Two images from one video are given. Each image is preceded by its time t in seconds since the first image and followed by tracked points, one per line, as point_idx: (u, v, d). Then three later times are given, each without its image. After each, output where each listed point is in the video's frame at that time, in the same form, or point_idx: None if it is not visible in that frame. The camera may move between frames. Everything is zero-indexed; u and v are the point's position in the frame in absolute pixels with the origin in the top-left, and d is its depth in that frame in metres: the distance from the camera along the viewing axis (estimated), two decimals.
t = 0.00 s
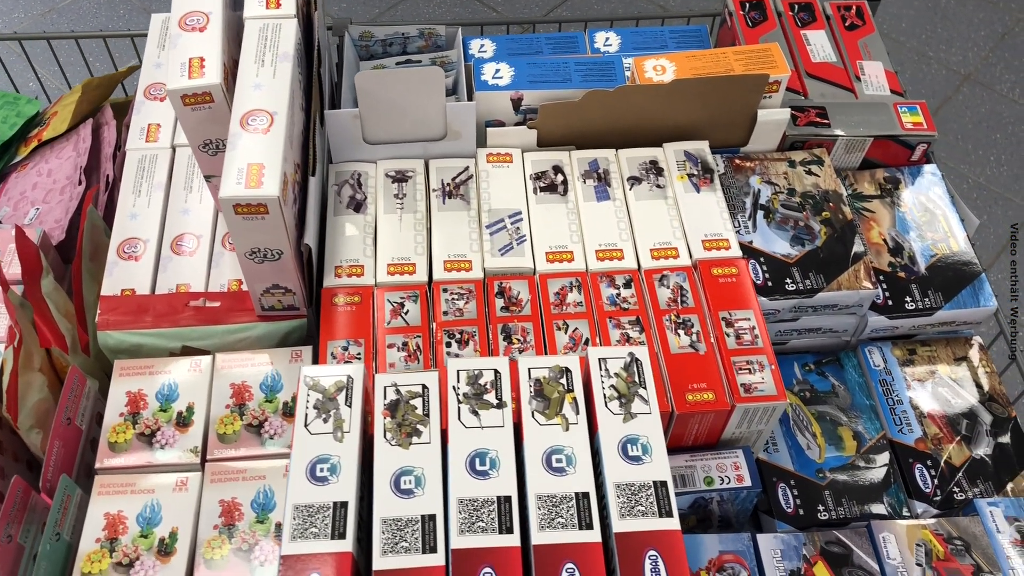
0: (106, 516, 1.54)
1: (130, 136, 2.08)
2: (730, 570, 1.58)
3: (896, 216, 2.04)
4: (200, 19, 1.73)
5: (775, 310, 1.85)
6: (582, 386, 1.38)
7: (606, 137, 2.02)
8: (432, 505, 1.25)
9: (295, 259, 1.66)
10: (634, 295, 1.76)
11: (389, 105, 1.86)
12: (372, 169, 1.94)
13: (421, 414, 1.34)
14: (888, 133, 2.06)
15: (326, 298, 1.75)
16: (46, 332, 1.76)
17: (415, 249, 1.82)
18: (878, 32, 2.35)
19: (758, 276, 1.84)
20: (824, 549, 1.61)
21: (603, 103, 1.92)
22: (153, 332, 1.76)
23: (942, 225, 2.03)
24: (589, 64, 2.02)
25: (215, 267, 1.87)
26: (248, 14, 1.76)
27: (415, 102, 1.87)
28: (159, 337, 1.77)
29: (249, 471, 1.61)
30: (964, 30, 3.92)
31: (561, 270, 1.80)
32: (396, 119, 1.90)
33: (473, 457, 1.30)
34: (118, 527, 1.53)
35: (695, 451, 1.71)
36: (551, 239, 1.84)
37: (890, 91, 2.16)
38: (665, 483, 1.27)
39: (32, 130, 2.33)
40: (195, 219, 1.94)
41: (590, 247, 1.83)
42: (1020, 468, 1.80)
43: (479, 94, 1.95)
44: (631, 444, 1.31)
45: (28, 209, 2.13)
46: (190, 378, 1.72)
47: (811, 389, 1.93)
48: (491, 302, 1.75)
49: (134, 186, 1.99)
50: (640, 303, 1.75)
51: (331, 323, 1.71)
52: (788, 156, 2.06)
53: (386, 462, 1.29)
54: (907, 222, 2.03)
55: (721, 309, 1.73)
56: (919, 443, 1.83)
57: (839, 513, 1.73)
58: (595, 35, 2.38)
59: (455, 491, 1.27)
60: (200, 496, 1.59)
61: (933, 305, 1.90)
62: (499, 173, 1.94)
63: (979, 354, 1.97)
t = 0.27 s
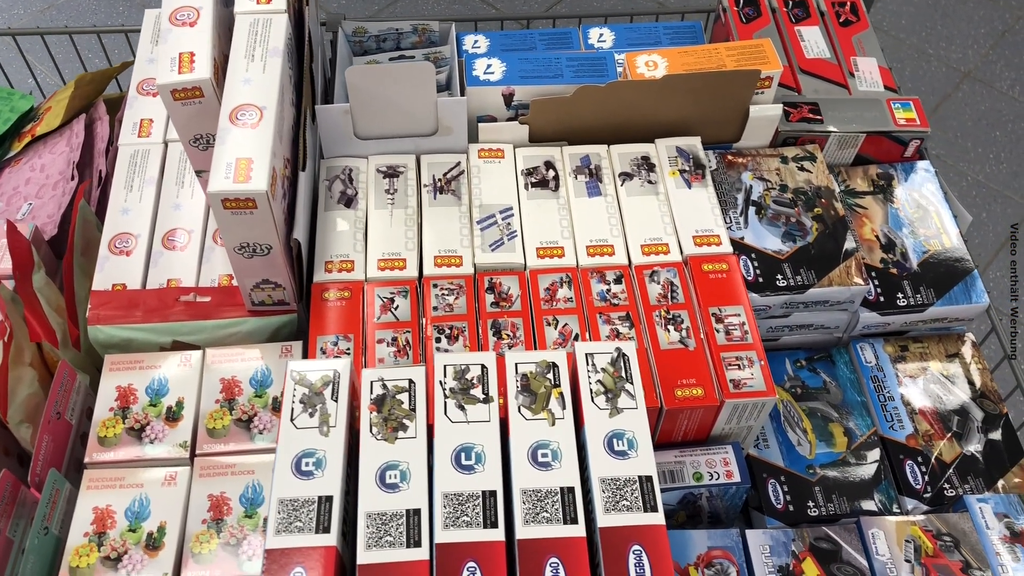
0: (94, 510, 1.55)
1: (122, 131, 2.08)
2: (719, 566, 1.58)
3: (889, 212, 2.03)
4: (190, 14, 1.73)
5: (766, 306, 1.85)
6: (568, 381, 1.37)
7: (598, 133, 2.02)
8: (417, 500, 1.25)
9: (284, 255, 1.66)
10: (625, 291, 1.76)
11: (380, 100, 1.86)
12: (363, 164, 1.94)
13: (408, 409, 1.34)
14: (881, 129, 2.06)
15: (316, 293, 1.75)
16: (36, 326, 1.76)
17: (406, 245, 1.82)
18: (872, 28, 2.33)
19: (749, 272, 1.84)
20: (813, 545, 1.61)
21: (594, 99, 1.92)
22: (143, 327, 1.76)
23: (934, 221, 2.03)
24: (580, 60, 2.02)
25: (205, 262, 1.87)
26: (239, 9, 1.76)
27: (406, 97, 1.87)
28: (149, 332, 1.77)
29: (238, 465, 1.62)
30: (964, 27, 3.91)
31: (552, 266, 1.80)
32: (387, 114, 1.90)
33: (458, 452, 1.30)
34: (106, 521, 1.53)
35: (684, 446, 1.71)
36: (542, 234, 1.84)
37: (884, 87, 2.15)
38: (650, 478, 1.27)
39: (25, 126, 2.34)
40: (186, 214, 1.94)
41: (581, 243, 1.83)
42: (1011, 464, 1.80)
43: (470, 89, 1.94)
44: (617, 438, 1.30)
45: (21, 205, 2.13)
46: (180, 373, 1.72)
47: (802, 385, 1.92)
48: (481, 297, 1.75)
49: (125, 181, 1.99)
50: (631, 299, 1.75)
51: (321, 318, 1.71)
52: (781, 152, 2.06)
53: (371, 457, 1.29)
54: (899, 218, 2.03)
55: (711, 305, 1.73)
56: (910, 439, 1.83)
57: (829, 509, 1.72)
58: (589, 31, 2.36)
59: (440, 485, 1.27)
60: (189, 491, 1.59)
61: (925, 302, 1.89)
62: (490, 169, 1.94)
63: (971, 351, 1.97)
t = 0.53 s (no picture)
0: (89, 502, 1.55)
1: (120, 124, 2.09)
2: (713, 561, 1.57)
3: (887, 208, 2.03)
4: (187, 7, 1.73)
5: (763, 301, 1.84)
6: (562, 374, 1.37)
7: (596, 127, 2.02)
8: (409, 492, 1.25)
9: (279, 247, 1.66)
10: (621, 285, 1.76)
11: (377, 93, 1.86)
12: (360, 158, 1.93)
13: (401, 401, 1.34)
14: (879, 124, 2.05)
15: (311, 286, 1.75)
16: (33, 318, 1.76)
17: (402, 238, 1.81)
18: (872, 23, 2.31)
19: (746, 267, 1.83)
20: (807, 540, 1.61)
21: (592, 93, 1.92)
22: (139, 320, 1.76)
23: (933, 216, 2.02)
24: (578, 53, 2.02)
25: (202, 254, 1.87)
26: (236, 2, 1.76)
27: (403, 91, 1.86)
28: (145, 325, 1.77)
29: (233, 458, 1.62)
30: (969, 24, 3.89)
31: (548, 260, 1.79)
32: (385, 107, 1.90)
33: (451, 444, 1.29)
34: (101, 513, 1.54)
35: (680, 441, 1.71)
36: (538, 228, 1.83)
37: (883, 82, 2.14)
38: (642, 471, 1.26)
39: (25, 120, 2.34)
40: (183, 207, 1.94)
41: (578, 237, 1.83)
42: (1008, 461, 1.80)
43: (468, 82, 1.95)
44: (610, 432, 1.30)
45: (19, 198, 2.13)
46: (176, 365, 1.72)
47: (799, 381, 1.92)
48: (477, 291, 1.75)
49: (123, 174, 1.99)
50: (627, 293, 1.75)
51: (316, 311, 1.71)
52: (779, 147, 2.05)
53: (364, 449, 1.29)
54: (898, 214, 2.02)
55: (707, 299, 1.73)
56: (907, 435, 1.82)
57: (824, 504, 1.72)
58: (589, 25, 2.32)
59: (433, 478, 1.27)
60: (184, 483, 1.59)
61: (922, 297, 1.89)
62: (487, 163, 1.93)
63: (970, 347, 1.96)
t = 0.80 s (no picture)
0: (82, 500, 1.54)
1: (117, 120, 2.08)
2: (711, 561, 1.55)
3: (890, 205, 2.01)
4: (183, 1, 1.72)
5: (763, 299, 1.82)
6: (558, 372, 1.36)
7: (594, 124, 2.00)
8: (401, 491, 1.24)
9: (274, 244, 1.64)
10: (619, 282, 1.74)
11: (374, 88, 1.85)
12: (357, 154, 1.92)
13: (394, 399, 1.33)
14: (882, 121, 2.03)
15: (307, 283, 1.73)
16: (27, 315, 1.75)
17: (399, 235, 1.80)
18: (876, 19, 2.29)
19: (746, 265, 1.81)
20: (806, 541, 1.59)
21: (590, 89, 1.90)
22: (134, 316, 1.75)
23: (935, 214, 2.00)
24: (577, 49, 2.01)
25: (198, 250, 1.86)
26: None
27: (400, 86, 1.85)
28: (140, 321, 1.76)
29: (227, 456, 1.61)
30: (975, 21, 3.86)
31: (546, 257, 1.78)
32: (382, 103, 1.88)
33: (444, 442, 1.28)
34: (94, 511, 1.53)
35: (678, 440, 1.69)
36: (537, 225, 1.82)
37: (885, 78, 2.12)
38: (638, 471, 1.25)
39: (22, 115, 2.33)
40: (179, 203, 1.93)
41: (576, 234, 1.81)
42: (1011, 461, 1.78)
43: (466, 78, 1.94)
44: (605, 430, 1.29)
45: (16, 193, 2.13)
46: (170, 362, 1.71)
47: (799, 379, 1.90)
48: (474, 289, 1.74)
49: (119, 170, 1.98)
50: (625, 291, 1.73)
51: (312, 308, 1.69)
52: (780, 144, 2.02)
53: (357, 447, 1.28)
54: (900, 211, 2.00)
55: (706, 297, 1.71)
56: (908, 434, 1.80)
57: (824, 504, 1.70)
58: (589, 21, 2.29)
59: (426, 477, 1.25)
60: (178, 481, 1.58)
61: (924, 296, 1.87)
62: (485, 159, 1.92)
63: (972, 346, 1.94)
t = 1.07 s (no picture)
0: (69, 496, 1.54)
1: (108, 116, 2.07)
2: (700, 558, 1.54)
3: (883, 202, 2.00)
4: None
5: (754, 296, 1.81)
6: (543, 368, 1.35)
7: (586, 120, 1.99)
8: (384, 487, 1.24)
9: (261, 240, 1.64)
10: (609, 279, 1.73)
11: (363, 84, 1.84)
12: (347, 150, 1.92)
13: (378, 395, 1.32)
14: (875, 117, 2.02)
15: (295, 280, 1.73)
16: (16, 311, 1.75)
17: (388, 231, 1.79)
18: (871, 15, 2.28)
19: (737, 261, 1.80)
20: (796, 539, 1.58)
21: (581, 85, 1.89)
22: (123, 313, 1.75)
23: (928, 210, 1.99)
24: (568, 44, 1.99)
25: (187, 246, 1.86)
26: None
27: (390, 82, 1.84)
28: (129, 317, 1.76)
29: (214, 452, 1.60)
30: (976, 18, 3.84)
31: (536, 253, 1.77)
32: (371, 98, 1.88)
33: (428, 439, 1.27)
34: (81, 507, 1.53)
35: (667, 437, 1.68)
36: (526, 221, 1.81)
37: (880, 74, 2.11)
38: (622, 467, 1.24)
39: (15, 112, 2.33)
40: (168, 199, 1.93)
41: (566, 230, 1.80)
42: (1003, 459, 1.77)
43: (455, 74, 1.92)
44: (590, 427, 1.28)
45: (8, 190, 2.12)
46: (158, 359, 1.70)
47: (790, 376, 1.89)
48: (463, 285, 1.73)
49: (109, 166, 1.98)
50: (615, 287, 1.72)
51: (300, 305, 1.69)
52: (772, 140, 2.01)
53: (340, 444, 1.27)
54: (893, 208, 1.99)
55: (696, 293, 1.70)
56: (900, 432, 1.79)
57: (815, 502, 1.69)
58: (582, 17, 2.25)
59: (409, 473, 1.25)
60: (164, 477, 1.57)
61: (917, 293, 1.86)
62: (475, 155, 1.91)
63: (966, 343, 1.92)
